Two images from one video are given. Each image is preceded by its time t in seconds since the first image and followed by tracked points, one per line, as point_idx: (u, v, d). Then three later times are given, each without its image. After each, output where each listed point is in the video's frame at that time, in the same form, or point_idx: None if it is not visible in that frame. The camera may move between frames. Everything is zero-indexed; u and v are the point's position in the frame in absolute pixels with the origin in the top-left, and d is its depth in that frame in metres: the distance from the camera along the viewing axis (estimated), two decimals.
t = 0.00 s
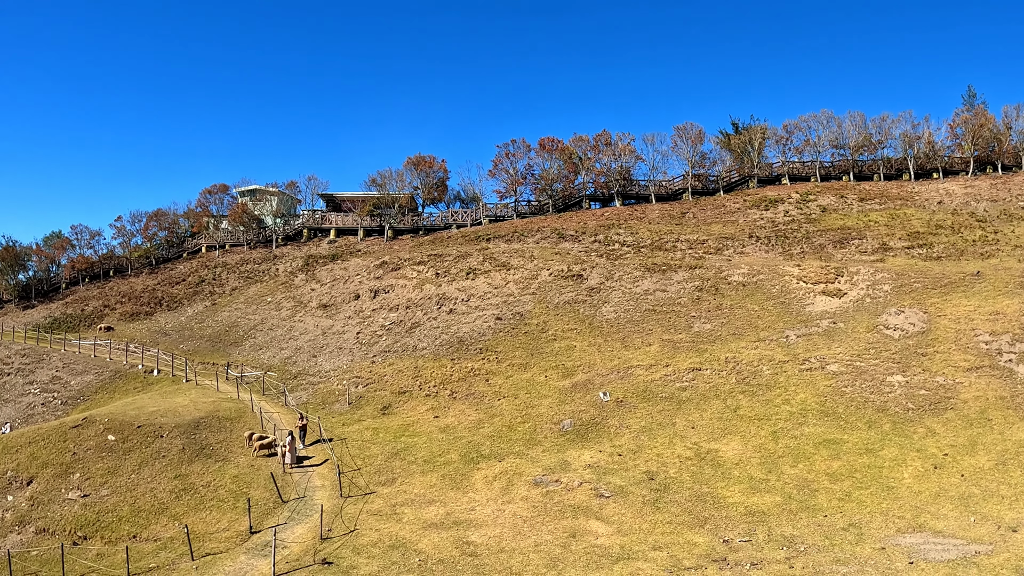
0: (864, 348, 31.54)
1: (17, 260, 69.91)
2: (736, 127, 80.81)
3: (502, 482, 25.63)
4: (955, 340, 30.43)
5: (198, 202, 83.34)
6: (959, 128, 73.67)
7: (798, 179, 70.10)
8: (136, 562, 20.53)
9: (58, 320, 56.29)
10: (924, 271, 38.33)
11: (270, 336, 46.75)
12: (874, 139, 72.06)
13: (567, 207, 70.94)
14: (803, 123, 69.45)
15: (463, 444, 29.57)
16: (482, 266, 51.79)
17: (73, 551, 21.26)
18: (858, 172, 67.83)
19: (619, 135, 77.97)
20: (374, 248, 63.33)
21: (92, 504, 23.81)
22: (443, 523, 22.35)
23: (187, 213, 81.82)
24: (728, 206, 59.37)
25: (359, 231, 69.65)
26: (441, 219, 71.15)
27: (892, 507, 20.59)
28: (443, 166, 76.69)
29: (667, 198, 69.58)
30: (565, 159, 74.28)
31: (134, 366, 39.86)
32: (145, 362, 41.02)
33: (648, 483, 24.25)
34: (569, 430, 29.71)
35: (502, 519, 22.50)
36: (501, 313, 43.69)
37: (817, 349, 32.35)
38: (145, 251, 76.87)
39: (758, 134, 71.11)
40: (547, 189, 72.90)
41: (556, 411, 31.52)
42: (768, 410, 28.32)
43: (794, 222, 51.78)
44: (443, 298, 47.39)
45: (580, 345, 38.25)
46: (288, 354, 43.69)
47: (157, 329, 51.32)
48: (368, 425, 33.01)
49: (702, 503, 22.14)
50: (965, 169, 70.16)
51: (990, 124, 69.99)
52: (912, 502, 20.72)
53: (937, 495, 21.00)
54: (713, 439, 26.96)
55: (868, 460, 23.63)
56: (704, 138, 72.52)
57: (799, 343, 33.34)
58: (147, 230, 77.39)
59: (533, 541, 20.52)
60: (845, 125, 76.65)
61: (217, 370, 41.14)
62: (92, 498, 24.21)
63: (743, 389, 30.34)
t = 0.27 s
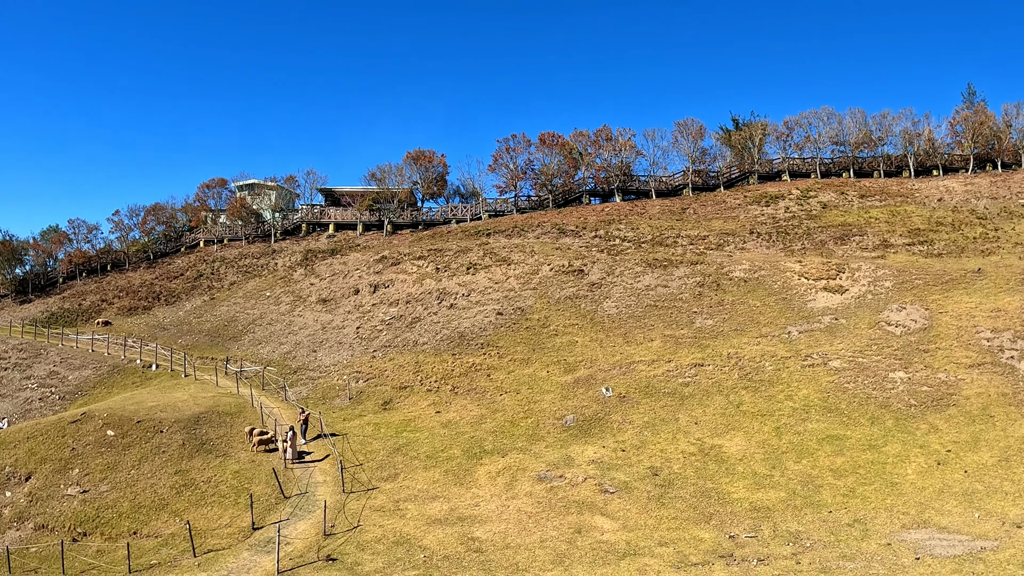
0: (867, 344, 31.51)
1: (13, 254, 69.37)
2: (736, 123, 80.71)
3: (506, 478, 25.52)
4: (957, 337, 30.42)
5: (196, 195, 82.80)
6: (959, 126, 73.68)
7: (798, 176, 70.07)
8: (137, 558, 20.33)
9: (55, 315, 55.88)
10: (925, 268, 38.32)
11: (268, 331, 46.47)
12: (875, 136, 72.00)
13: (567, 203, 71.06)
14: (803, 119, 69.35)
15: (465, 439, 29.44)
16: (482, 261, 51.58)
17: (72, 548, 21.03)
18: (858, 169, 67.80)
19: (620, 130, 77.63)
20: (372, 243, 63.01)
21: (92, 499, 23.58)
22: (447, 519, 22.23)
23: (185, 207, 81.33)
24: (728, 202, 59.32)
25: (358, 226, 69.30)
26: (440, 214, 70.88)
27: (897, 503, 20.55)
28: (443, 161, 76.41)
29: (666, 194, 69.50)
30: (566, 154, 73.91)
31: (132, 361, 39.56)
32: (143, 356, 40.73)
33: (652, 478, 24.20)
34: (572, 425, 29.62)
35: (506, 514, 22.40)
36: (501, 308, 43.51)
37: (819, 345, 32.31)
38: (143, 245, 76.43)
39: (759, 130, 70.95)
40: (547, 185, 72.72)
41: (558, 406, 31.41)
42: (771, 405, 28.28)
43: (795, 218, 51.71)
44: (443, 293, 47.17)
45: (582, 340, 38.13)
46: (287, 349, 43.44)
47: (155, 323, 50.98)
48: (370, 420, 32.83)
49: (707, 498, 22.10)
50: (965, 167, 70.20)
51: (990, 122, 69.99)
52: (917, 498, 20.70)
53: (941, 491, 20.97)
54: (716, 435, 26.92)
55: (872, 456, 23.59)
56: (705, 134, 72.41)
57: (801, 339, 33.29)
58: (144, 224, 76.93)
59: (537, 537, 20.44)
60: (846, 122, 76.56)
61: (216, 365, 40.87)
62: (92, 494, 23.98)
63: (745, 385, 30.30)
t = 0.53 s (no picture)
0: (861, 337, 31.62)
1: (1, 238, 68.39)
2: (732, 115, 80.57)
3: (501, 466, 25.48)
4: (951, 331, 30.58)
5: (187, 180, 81.73)
6: (954, 122, 73.84)
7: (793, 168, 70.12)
8: (129, 546, 20.14)
9: (45, 300, 55.14)
10: (920, 262, 38.47)
11: (260, 317, 46.04)
12: (869, 130, 72.04)
13: (560, 191, 71.37)
14: (799, 112, 69.18)
15: (460, 427, 29.35)
16: (475, 249, 51.30)
17: (64, 535, 20.79)
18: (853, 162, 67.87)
19: (615, 119, 76.94)
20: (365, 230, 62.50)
21: (83, 486, 23.31)
22: (443, 507, 22.16)
23: (176, 192, 80.40)
24: (723, 193, 59.28)
25: (350, 212, 68.73)
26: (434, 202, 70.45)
27: (891, 495, 20.67)
28: (437, 149, 75.87)
29: (661, 184, 69.39)
30: (560, 143, 73.16)
31: (123, 347, 39.11)
32: (134, 342, 40.28)
33: (647, 468, 24.22)
34: (567, 414, 29.58)
35: (503, 503, 22.36)
36: (495, 296, 43.31)
37: (813, 337, 32.38)
38: (133, 231, 75.64)
39: (754, 121, 70.67)
40: (541, 173, 72.45)
41: (553, 395, 31.36)
42: (765, 396, 28.37)
43: (790, 210, 51.73)
44: (437, 281, 46.89)
45: (576, 329, 38.05)
46: (279, 336, 43.08)
47: (145, 309, 50.42)
48: (363, 407, 32.67)
49: (703, 489, 22.17)
50: (959, 162, 70.46)
51: (984, 119, 70.21)
52: (911, 490, 20.82)
53: (935, 484, 21.11)
54: (711, 426, 26.97)
55: (867, 449, 23.71)
56: (700, 124, 72.23)
57: (795, 331, 33.36)
58: (135, 209, 76.07)
59: (534, 525, 20.42)
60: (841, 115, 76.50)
61: (207, 351, 40.48)
62: (83, 480, 23.70)
63: (740, 376, 30.36)
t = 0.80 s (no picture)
0: (852, 329, 31.86)
1: None
2: (723, 106, 80.59)
3: (493, 455, 25.45)
4: (941, 324, 30.89)
5: (175, 165, 80.45)
6: (945, 117, 74.20)
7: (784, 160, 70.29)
8: (118, 534, 19.91)
9: (30, 285, 54.14)
10: (910, 255, 38.77)
11: (249, 304, 45.52)
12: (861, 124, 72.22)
13: (551, 179, 69.75)
14: (791, 104, 69.22)
15: (451, 415, 29.27)
16: (466, 236, 50.99)
17: (52, 523, 20.50)
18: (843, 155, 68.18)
19: (607, 108, 76.42)
20: (355, 216, 61.91)
21: (71, 473, 22.98)
22: (436, 496, 22.10)
23: (164, 176, 79.12)
24: (714, 184, 59.36)
25: (340, 198, 68.02)
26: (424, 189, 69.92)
27: (883, 486, 20.92)
28: (427, 136, 75.22)
29: (652, 174, 69.32)
30: (552, 132, 72.55)
31: (110, 332, 38.54)
32: (121, 328, 39.71)
33: (640, 457, 24.32)
34: (558, 403, 29.59)
35: (495, 491, 22.35)
36: (486, 284, 43.11)
37: (804, 329, 32.59)
38: (120, 215, 74.52)
39: (746, 113, 70.63)
40: (531, 162, 72.07)
41: (544, 384, 31.34)
42: (756, 387, 28.56)
43: (781, 202, 51.88)
44: (427, 268, 46.58)
45: (567, 318, 37.99)
46: (268, 322, 42.64)
47: (132, 294, 49.68)
48: (353, 394, 32.50)
49: (696, 478, 22.35)
50: (949, 157, 71.02)
51: (975, 115, 70.67)
52: (902, 482, 21.08)
53: (926, 476, 21.38)
54: (703, 415, 27.11)
55: (858, 440, 23.96)
56: (691, 115, 72.14)
57: (786, 323, 33.54)
58: (122, 193, 74.90)
59: (528, 514, 20.42)
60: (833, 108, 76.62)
61: (195, 337, 39.99)
62: (70, 467, 23.36)
63: (732, 366, 30.51)
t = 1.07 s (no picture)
0: (840, 318, 32.17)
1: None
2: (712, 95, 80.58)
3: (484, 443, 25.43)
4: (928, 314, 31.29)
5: (160, 152, 79.06)
6: (933, 108, 74.70)
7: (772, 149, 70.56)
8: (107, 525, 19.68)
9: (13, 273, 52.98)
10: (898, 245, 39.14)
11: (235, 291, 44.96)
12: (849, 114, 72.54)
13: (539, 167, 69.46)
14: (779, 93, 69.34)
15: (441, 403, 29.20)
16: (454, 224, 50.66)
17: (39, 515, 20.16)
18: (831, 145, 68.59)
19: (596, 96, 76.09)
20: (341, 203, 61.27)
21: (57, 464, 22.66)
22: (428, 484, 22.05)
23: (148, 162, 77.59)
24: (702, 172, 59.48)
25: (326, 185, 67.25)
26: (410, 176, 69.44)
27: (873, 474, 21.22)
28: (415, 123, 74.63)
29: (640, 162, 69.32)
30: (540, 120, 72.04)
31: (95, 321, 37.93)
32: (106, 316, 39.10)
33: (631, 445, 24.45)
34: (549, 390, 29.63)
35: (487, 480, 22.34)
36: (474, 272, 42.92)
37: (793, 317, 32.85)
38: (105, 202, 73.08)
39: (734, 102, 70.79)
40: (518, 149, 71.63)
41: (534, 371, 31.36)
42: (746, 375, 28.79)
43: (769, 191, 52.11)
44: (414, 256, 46.24)
45: (556, 306, 37.96)
46: (255, 309, 42.16)
47: (117, 282, 48.84)
48: (341, 382, 32.32)
49: (687, 466, 22.61)
50: (936, 149, 71.75)
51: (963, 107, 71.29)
52: (892, 470, 21.38)
53: (915, 464, 21.74)
54: (693, 403, 27.29)
55: (848, 428, 24.32)
56: (680, 103, 72.05)
57: (775, 311, 33.78)
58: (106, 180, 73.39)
59: (521, 502, 20.45)
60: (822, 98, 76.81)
61: (182, 325, 39.47)
62: (57, 458, 23.03)
63: (721, 354, 30.71)
